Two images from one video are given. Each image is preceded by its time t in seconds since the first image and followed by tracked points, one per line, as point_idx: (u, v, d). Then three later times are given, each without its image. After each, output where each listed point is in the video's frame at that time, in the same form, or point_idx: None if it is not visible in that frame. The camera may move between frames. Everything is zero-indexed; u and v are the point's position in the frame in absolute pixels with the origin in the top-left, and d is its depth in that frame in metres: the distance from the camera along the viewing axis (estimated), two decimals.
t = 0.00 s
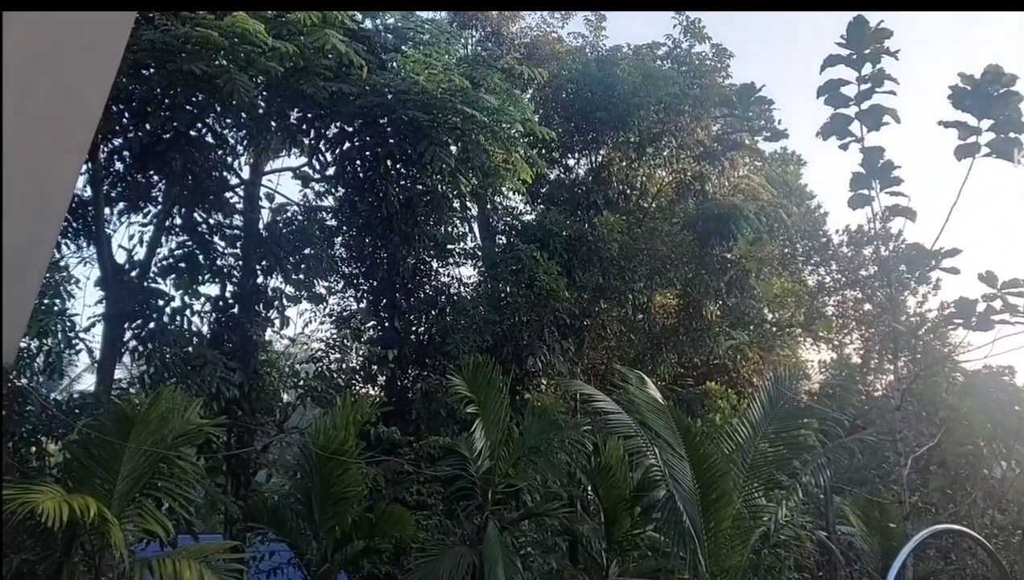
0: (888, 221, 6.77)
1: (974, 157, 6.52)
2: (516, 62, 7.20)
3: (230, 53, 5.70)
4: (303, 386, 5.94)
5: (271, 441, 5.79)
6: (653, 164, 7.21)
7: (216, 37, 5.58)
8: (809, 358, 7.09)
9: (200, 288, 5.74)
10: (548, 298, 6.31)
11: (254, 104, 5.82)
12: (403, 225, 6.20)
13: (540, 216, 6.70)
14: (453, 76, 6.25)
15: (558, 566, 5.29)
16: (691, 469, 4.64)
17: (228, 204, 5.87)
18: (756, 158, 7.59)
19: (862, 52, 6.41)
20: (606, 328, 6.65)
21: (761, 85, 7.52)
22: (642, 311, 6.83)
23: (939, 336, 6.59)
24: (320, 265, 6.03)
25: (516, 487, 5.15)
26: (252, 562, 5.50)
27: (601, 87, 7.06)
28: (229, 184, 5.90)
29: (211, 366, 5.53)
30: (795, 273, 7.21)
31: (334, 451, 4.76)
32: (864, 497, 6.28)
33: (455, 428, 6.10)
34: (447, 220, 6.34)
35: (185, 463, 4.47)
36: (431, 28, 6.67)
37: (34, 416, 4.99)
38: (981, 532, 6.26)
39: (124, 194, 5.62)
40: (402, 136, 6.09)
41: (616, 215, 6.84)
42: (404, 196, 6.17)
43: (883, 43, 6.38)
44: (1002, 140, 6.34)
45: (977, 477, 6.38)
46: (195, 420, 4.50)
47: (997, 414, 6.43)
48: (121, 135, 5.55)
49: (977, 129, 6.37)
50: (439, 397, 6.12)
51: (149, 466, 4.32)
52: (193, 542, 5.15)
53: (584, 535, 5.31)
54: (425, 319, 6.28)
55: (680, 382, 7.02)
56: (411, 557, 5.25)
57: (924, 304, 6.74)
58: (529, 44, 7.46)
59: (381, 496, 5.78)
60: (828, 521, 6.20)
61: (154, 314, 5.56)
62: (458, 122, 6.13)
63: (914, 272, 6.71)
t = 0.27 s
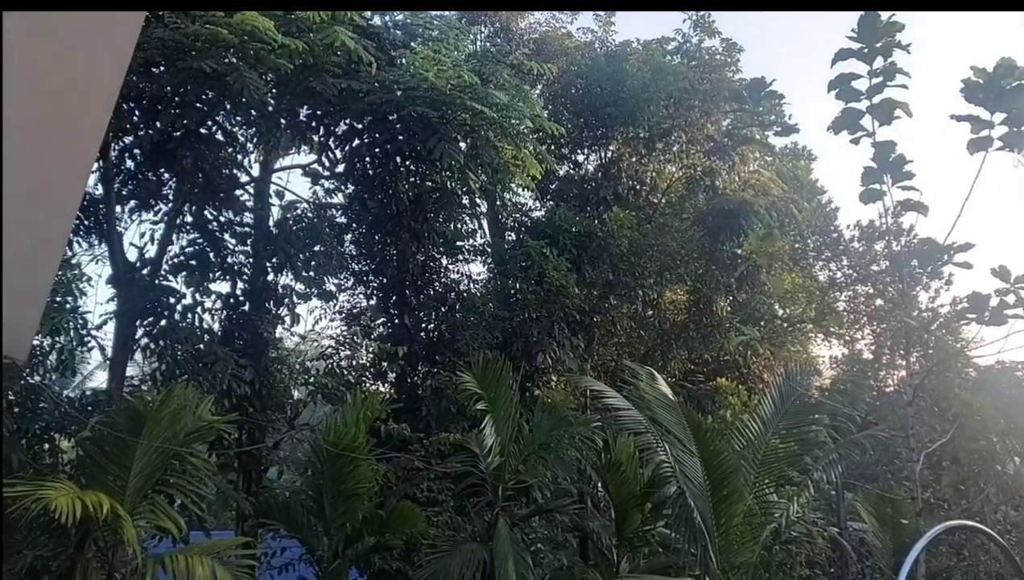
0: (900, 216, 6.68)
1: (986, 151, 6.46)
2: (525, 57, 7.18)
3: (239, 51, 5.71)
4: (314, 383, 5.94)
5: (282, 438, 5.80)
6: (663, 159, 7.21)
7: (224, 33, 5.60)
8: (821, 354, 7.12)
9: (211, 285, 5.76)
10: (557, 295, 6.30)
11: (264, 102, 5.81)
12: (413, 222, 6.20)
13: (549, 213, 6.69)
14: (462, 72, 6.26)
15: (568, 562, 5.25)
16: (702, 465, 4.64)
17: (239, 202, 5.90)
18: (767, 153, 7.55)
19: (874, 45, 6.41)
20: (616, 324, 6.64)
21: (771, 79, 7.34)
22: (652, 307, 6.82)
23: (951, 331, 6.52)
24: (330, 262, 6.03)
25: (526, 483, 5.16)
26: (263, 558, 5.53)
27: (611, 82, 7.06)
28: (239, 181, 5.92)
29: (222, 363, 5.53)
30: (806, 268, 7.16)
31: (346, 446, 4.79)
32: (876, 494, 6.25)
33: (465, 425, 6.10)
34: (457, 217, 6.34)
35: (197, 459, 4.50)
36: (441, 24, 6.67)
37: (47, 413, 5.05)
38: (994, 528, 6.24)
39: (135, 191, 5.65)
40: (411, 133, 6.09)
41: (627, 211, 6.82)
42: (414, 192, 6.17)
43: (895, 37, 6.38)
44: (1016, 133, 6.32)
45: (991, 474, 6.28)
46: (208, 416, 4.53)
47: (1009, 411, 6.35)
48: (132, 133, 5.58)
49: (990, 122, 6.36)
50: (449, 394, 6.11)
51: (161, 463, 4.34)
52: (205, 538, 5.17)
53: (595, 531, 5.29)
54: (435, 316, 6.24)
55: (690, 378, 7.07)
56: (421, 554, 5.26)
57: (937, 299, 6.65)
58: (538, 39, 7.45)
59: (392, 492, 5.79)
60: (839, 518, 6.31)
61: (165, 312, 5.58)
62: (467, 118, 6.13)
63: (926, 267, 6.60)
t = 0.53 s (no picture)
0: (919, 211, 6.55)
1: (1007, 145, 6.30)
2: (542, 53, 7.14)
3: (256, 48, 5.71)
4: (331, 380, 5.98)
5: (300, 435, 5.82)
6: (679, 155, 7.20)
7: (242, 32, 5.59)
8: (840, 349, 7.25)
9: (229, 283, 5.80)
10: (574, 291, 6.29)
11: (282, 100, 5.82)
12: (428, 219, 6.22)
13: (565, 209, 6.67)
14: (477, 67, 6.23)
15: (586, 558, 5.32)
16: (719, 461, 4.64)
17: (256, 199, 5.94)
18: (785, 148, 7.64)
19: (893, 38, 6.35)
20: (633, 321, 6.59)
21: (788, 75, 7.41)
22: (668, 303, 6.80)
23: (971, 326, 6.39)
24: (347, 259, 6.09)
25: (542, 479, 5.18)
26: (282, 553, 5.56)
27: (627, 78, 7.00)
28: (256, 179, 5.94)
29: (240, 359, 5.57)
30: (824, 264, 7.27)
31: (363, 443, 4.80)
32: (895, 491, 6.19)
33: (481, 421, 6.10)
34: (472, 213, 6.37)
35: (215, 455, 4.53)
36: (456, 20, 6.66)
37: (68, 409, 5.12)
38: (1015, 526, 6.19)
39: (154, 189, 5.72)
40: (427, 129, 6.08)
41: (643, 207, 6.78)
42: (430, 188, 6.18)
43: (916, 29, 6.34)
44: None
45: (1012, 471, 6.14)
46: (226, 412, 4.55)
47: None
48: (151, 131, 5.64)
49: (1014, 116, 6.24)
50: (465, 391, 6.10)
51: (180, 459, 4.38)
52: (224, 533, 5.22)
53: (611, 528, 5.33)
54: (451, 312, 6.28)
55: (706, 374, 7.06)
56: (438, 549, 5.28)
57: (957, 294, 6.52)
58: (553, 35, 7.43)
59: (409, 488, 5.81)
60: (857, 514, 6.26)
61: (184, 309, 5.63)
62: (483, 114, 6.11)
63: (946, 262, 6.46)
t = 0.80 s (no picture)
0: (937, 206, 6.67)
1: None
2: (557, 48, 7.07)
3: (272, 45, 5.78)
4: (347, 376, 5.98)
5: (316, 430, 5.85)
6: (695, 150, 7.11)
7: (258, 29, 5.68)
8: (856, 345, 6.94)
9: (245, 279, 5.83)
10: (588, 287, 6.29)
11: (297, 97, 5.85)
12: (443, 215, 6.22)
13: (580, 205, 6.64)
14: (491, 63, 6.26)
15: (601, 554, 5.30)
16: (735, 457, 4.62)
17: (272, 196, 5.97)
18: (801, 143, 7.41)
19: (911, 32, 6.45)
20: (648, 316, 6.59)
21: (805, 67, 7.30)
22: (683, 299, 6.78)
23: (990, 322, 6.50)
24: (363, 255, 6.09)
25: (557, 475, 5.16)
26: (298, 548, 5.60)
27: (642, 73, 6.98)
28: (272, 176, 5.97)
29: (257, 355, 5.62)
30: (841, 259, 7.09)
31: (378, 439, 4.86)
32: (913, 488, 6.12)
33: (496, 417, 6.10)
34: (487, 210, 6.35)
35: (232, 451, 4.56)
36: (471, 17, 6.67)
37: (87, 405, 5.18)
38: None
39: (171, 186, 5.73)
40: (442, 126, 6.09)
41: (658, 203, 6.72)
42: (445, 185, 6.19)
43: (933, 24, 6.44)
44: None
45: None
46: (243, 407, 4.56)
47: None
48: (168, 129, 5.68)
49: None
50: (480, 387, 6.10)
51: (197, 454, 4.41)
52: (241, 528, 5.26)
53: (626, 525, 5.26)
54: (466, 309, 6.27)
55: (722, 371, 6.95)
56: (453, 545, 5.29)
57: (976, 290, 6.61)
58: (569, 30, 7.36)
59: (424, 483, 5.83)
60: (874, 511, 6.17)
61: (201, 305, 5.67)
62: (497, 110, 6.11)
63: (964, 258, 6.61)
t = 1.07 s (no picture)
0: (945, 203, 6.61)
1: None
2: (563, 45, 7.04)
3: (279, 44, 5.80)
4: (354, 373, 6.01)
5: (323, 428, 5.87)
6: (702, 147, 7.11)
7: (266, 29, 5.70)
8: (865, 342, 7.22)
9: (253, 277, 5.85)
10: (595, 284, 6.30)
11: (304, 96, 5.86)
12: (450, 213, 6.20)
13: (587, 202, 6.62)
14: (498, 61, 6.26)
15: (608, 552, 5.29)
16: (742, 455, 4.61)
17: (279, 194, 5.96)
18: (810, 140, 7.46)
19: (920, 28, 6.35)
20: (655, 314, 6.59)
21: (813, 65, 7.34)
22: (690, 297, 6.77)
23: (998, 319, 6.43)
24: (369, 253, 6.09)
25: (564, 473, 5.15)
26: (305, 544, 5.61)
27: (649, 71, 6.96)
28: (279, 174, 5.99)
29: (264, 353, 5.63)
30: (850, 257, 7.30)
31: (385, 436, 4.84)
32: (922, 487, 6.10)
33: (503, 415, 6.10)
34: (494, 207, 6.33)
35: (240, 448, 4.57)
36: (477, 14, 6.67)
37: (95, 403, 5.20)
38: None
39: (178, 185, 5.75)
40: (448, 124, 6.10)
41: (665, 200, 6.72)
42: (451, 182, 6.19)
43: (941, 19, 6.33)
44: None
45: None
46: (250, 405, 4.58)
47: None
48: (176, 128, 5.68)
49: None
50: (487, 384, 6.10)
51: (204, 453, 4.41)
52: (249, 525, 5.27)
53: (634, 521, 5.26)
54: (472, 307, 6.24)
55: (729, 368, 6.94)
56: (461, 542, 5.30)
57: (985, 287, 6.59)
58: (576, 27, 7.23)
59: (431, 481, 5.83)
60: (883, 508, 6.14)
61: (209, 303, 5.69)
62: (504, 108, 6.13)
63: (973, 255, 6.55)
